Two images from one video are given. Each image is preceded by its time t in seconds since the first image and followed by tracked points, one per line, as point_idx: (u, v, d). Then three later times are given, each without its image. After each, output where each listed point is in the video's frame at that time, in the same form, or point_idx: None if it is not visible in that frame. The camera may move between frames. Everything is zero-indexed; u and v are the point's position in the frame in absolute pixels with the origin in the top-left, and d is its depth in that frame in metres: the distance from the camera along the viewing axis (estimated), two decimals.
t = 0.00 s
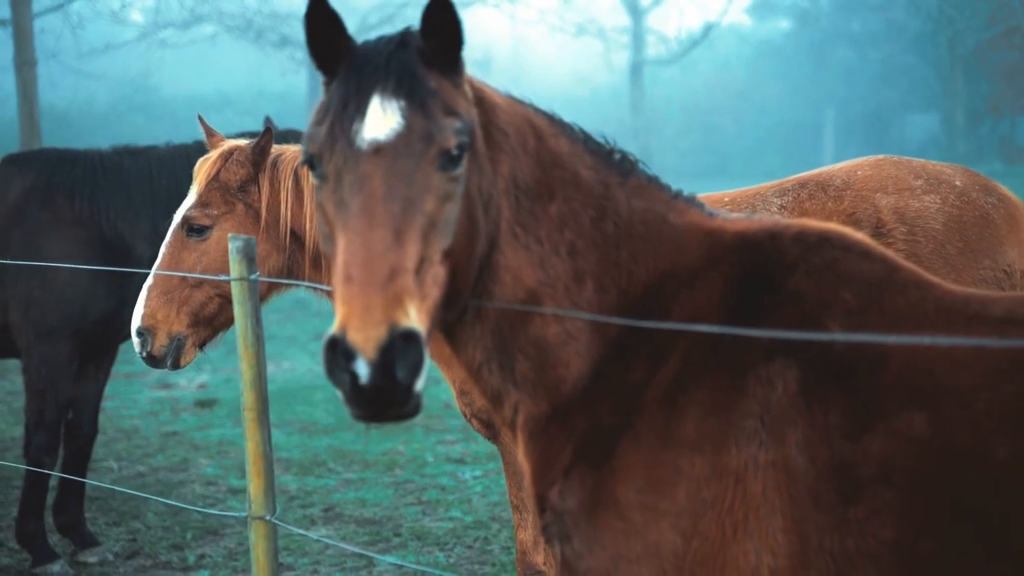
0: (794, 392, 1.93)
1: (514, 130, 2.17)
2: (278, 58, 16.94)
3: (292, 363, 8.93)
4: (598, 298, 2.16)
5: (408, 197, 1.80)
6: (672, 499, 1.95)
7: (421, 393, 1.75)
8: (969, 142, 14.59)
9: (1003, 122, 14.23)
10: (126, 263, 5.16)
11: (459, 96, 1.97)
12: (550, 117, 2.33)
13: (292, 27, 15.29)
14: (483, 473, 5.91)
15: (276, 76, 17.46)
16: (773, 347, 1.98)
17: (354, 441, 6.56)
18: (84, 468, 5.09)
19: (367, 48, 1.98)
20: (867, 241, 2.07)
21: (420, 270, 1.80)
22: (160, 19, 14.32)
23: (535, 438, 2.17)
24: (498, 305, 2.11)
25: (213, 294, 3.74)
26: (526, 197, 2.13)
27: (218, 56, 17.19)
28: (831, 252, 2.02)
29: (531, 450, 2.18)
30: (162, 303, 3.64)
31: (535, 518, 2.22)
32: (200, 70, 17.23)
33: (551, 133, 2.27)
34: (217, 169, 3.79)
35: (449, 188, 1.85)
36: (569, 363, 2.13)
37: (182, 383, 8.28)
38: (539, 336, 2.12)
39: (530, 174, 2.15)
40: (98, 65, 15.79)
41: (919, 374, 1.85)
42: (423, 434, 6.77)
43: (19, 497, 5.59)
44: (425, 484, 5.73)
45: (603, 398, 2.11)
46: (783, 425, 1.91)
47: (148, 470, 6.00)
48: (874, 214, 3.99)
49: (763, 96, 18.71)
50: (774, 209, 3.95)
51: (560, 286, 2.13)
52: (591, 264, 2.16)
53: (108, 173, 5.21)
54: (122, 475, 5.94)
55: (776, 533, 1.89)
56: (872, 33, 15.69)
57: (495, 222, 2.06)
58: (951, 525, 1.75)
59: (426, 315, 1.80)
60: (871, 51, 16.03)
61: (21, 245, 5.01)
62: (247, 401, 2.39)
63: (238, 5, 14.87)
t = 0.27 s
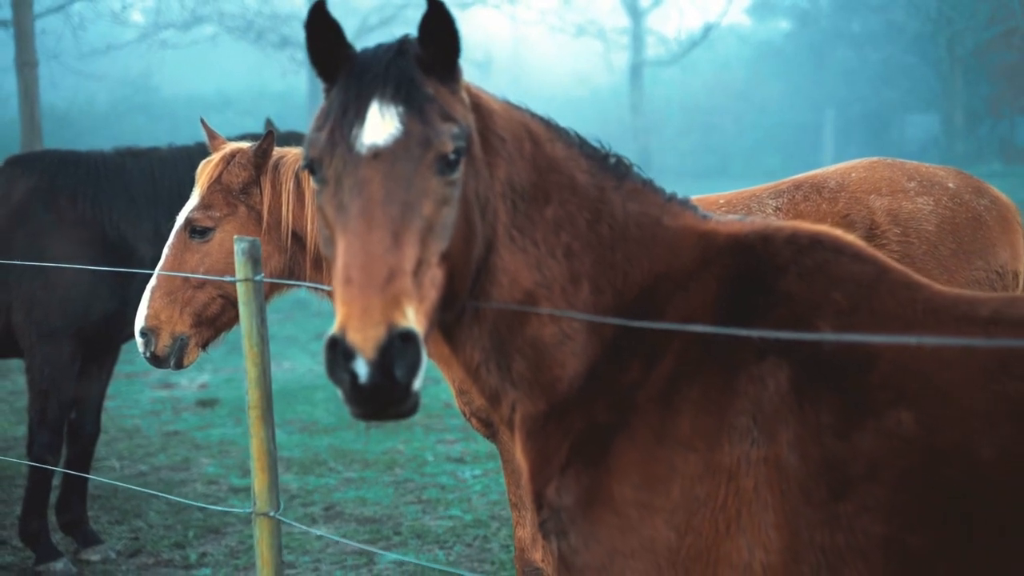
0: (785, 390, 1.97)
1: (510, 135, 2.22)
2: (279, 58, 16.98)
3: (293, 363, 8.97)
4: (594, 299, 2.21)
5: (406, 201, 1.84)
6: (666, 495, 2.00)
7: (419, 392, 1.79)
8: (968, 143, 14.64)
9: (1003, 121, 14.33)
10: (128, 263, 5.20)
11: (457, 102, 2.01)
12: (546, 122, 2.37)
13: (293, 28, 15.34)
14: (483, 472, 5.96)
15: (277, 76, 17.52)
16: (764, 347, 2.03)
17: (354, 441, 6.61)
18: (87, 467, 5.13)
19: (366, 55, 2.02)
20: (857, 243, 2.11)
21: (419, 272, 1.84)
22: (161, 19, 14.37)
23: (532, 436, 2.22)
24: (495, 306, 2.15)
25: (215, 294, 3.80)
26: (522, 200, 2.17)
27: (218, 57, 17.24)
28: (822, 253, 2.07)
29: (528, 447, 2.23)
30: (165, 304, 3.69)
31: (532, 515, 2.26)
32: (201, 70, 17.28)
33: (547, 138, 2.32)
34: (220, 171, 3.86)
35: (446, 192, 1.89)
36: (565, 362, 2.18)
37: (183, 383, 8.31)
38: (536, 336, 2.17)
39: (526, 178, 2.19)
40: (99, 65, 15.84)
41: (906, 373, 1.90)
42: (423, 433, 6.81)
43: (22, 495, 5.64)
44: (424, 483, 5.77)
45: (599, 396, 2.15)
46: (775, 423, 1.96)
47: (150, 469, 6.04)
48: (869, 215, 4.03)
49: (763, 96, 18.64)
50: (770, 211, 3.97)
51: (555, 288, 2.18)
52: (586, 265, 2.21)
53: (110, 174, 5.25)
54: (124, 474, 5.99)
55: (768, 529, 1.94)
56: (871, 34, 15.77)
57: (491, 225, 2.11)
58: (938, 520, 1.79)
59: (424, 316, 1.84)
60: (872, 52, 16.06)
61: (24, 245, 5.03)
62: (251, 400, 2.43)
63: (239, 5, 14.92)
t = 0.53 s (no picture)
0: (778, 388, 2.01)
1: (509, 138, 2.26)
2: (279, 59, 17.02)
3: (293, 363, 9.01)
4: (591, 299, 2.26)
5: (407, 203, 1.88)
6: (663, 491, 2.04)
7: (419, 391, 1.83)
8: (968, 143, 14.72)
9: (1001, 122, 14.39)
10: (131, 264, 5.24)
11: (457, 106, 2.06)
12: (545, 125, 2.42)
13: (294, 28, 15.38)
14: (482, 471, 6.00)
15: (277, 76, 17.56)
16: (758, 346, 2.07)
17: (355, 440, 6.65)
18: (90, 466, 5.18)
19: (368, 61, 2.07)
20: (849, 243, 2.15)
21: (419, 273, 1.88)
22: (162, 20, 14.41)
23: (531, 433, 2.26)
24: (494, 306, 2.19)
25: (218, 294, 3.85)
26: (521, 203, 2.22)
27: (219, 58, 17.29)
28: (815, 254, 2.11)
29: (527, 444, 2.27)
30: (168, 304, 3.73)
31: (531, 511, 2.31)
32: (201, 71, 17.32)
33: (545, 141, 2.36)
34: (222, 173, 3.91)
35: (446, 194, 1.94)
36: (563, 361, 2.22)
37: (184, 383, 8.35)
38: (534, 336, 2.21)
39: (524, 181, 2.24)
40: (99, 65, 15.89)
41: (896, 371, 1.94)
42: (423, 432, 6.85)
43: (25, 493, 5.68)
44: (424, 481, 5.82)
45: (596, 394, 2.20)
46: (768, 420, 2.00)
47: (151, 468, 6.08)
48: (863, 216, 4.08)
49: (763, 97, 18.60)
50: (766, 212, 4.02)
51: (554, 288, 2.22)
52: (584, 266, 2.26)
53: (113, 176, 5.29)
54: (126, 473, 6.04)
55: (762, 524, 1.98)
56: (871, 34, 15.84)
57: (491, 227, 2.15)
58: (926, 514, 1.83)
59: (424, 316, 1.88)
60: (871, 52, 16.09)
61: (28, 245, 5.08)
62: (258, 398, 2.47)
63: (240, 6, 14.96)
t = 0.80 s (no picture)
0: (775, 386, 2.05)
1: (510, 141, 2.30)
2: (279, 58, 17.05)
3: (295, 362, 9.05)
4: (591, 299, 2.30)
5: (410, 206, 1.92)
6: (661, 487, 2.07)
7: (422, 391, 1.87)
8: (967, 142, 14.75)
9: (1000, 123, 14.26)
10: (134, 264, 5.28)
11: (459, 111, 2.09)
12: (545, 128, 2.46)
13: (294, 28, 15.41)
14: (483, 469, 6.04)
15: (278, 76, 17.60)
16: (756, 346, 2.10)
17: (356, 439, 6.68)
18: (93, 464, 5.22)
19: (370, 66, 2.10)
20: (845, 244, 2.19)
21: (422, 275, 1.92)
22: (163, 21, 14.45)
23: (532, 431, 2.29)
24: (496, 307, 2.23)
25: (223, 294, 3.89)
26: (521, 205, 2.25)
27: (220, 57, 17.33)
28: (812, 254, 2.14)
29: (528, 442, 2.31)
30: (173, 304, 3.77)
31: (532, 508, 2.34)
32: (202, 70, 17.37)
33: (545, 144, 2.40)
34: (226, 174, 3.96)
35: (448, 197, 1.97)
36: (564, 360, 2.26)
37: (186, 382, 8.39)
38: (535, 336, 2.24)
39: (525, 183, 2.27)
40: (100, 65, 15.94)
41: (891, 369, 1.97)
42: (425, 431, 6.89)
43: (29, 492, 5.73)
44: (426, 480, 5.85)
45: (596, 393, 2.23)
46: (765, 418, 2.03)
47: (154, 466, 6.12)
48: (861, 216, 4.11)
49: (763, 97, 18.15)
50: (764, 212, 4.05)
51: (554, 289, 2.26)
52: (584, 267, 2.29)
53: (117, 176, 5.33)
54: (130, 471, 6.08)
55: (759, 520, 2.01)
56: (870, 35, 15.86)
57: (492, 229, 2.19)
58: (921, 512, 1.86)
59: (427, 317, 1.91)
60: (870, 51, 15.96)
61: (32, 246, 5.12)
62: (266, 396, 2.51)
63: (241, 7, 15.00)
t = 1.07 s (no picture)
0: (771, 385, 2.08)
1: (510, 145, 2.33)
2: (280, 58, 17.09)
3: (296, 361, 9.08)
4: (590, 300, 2.33)
5: (412, 210, 1.95)
6: (659, 484, 2.11)
7: (425, 392, 1.90)
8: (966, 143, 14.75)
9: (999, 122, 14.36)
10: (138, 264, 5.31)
11: (460, 115, 2.13)
12: (545, 132, 2.49)
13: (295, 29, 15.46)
14: (484, 468, 6.07)
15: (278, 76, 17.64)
16: (752, 346, 2.14)
17: (357, 438, 6.72)
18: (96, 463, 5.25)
19: (373, 72, 2.14)
20: (841, 245, 2.22)
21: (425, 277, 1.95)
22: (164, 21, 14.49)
23: (533, 429, 2.33)
24: (497, 308, 2.27)
25: (226, 294, 3.93)
26: (522, 207, 2.29)
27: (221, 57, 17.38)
28: (808, 255, 2.18)
29: (528, 441, 2.34)
30: (177, 303, 3.81)
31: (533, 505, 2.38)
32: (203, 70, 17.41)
33: (545, 147, 2.44)
34: (229, 175, 4.00)
35: (449, 201, 2.01)
36: (564, 360, 2.29)
37: (188, 381, 8.43)
38: (535, 336, 2.28)
39: (525, 186, 2.31)
40: (101, 65, 15.97)
41: (885, 369, 2.01)
42: (425, 430, 6.93)
43: (32, 490, 5.77)
44: (426, 478, 5.89)
45: (596, 392, 2.26)
46: (762, 416, 2.07)
47: (157, 465, 6.16)
48: (857, 217, 4.15)
49: (763, 97, 18.15)
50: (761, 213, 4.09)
51: (554, 290, 2.30)
52: (583, 268, 2.33)
53: (120, 177, 5.36)
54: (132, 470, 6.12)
55: (755, 516, 2.04)
56: (870, 35, 15.90)
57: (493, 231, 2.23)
58: (914, 508, 1.90)
59: (429, 319, 1.95)
60: (870, 52, 16.00)
61: (36, 246, 5.16)
62: (270, 395, 2.55)
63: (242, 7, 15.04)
